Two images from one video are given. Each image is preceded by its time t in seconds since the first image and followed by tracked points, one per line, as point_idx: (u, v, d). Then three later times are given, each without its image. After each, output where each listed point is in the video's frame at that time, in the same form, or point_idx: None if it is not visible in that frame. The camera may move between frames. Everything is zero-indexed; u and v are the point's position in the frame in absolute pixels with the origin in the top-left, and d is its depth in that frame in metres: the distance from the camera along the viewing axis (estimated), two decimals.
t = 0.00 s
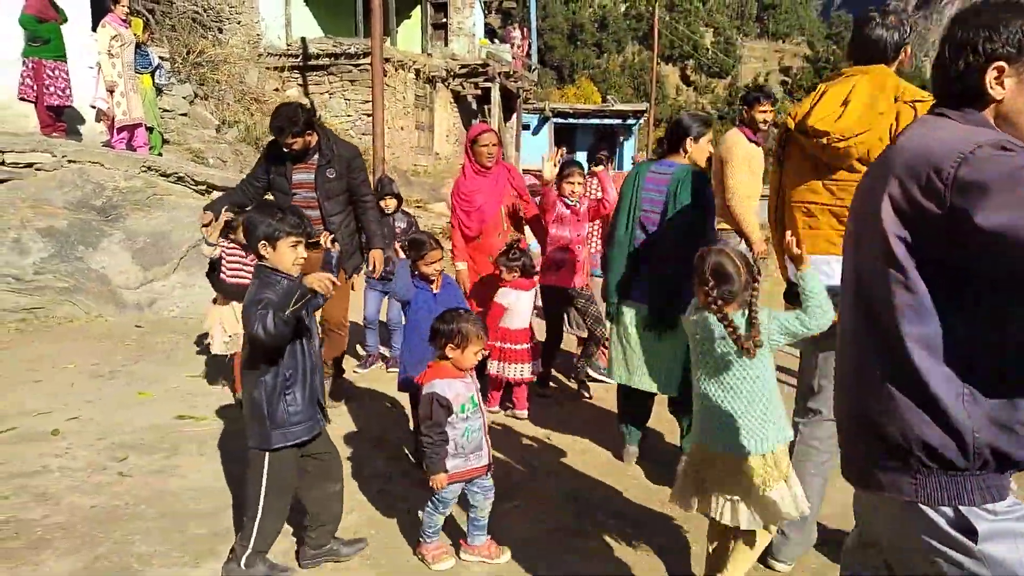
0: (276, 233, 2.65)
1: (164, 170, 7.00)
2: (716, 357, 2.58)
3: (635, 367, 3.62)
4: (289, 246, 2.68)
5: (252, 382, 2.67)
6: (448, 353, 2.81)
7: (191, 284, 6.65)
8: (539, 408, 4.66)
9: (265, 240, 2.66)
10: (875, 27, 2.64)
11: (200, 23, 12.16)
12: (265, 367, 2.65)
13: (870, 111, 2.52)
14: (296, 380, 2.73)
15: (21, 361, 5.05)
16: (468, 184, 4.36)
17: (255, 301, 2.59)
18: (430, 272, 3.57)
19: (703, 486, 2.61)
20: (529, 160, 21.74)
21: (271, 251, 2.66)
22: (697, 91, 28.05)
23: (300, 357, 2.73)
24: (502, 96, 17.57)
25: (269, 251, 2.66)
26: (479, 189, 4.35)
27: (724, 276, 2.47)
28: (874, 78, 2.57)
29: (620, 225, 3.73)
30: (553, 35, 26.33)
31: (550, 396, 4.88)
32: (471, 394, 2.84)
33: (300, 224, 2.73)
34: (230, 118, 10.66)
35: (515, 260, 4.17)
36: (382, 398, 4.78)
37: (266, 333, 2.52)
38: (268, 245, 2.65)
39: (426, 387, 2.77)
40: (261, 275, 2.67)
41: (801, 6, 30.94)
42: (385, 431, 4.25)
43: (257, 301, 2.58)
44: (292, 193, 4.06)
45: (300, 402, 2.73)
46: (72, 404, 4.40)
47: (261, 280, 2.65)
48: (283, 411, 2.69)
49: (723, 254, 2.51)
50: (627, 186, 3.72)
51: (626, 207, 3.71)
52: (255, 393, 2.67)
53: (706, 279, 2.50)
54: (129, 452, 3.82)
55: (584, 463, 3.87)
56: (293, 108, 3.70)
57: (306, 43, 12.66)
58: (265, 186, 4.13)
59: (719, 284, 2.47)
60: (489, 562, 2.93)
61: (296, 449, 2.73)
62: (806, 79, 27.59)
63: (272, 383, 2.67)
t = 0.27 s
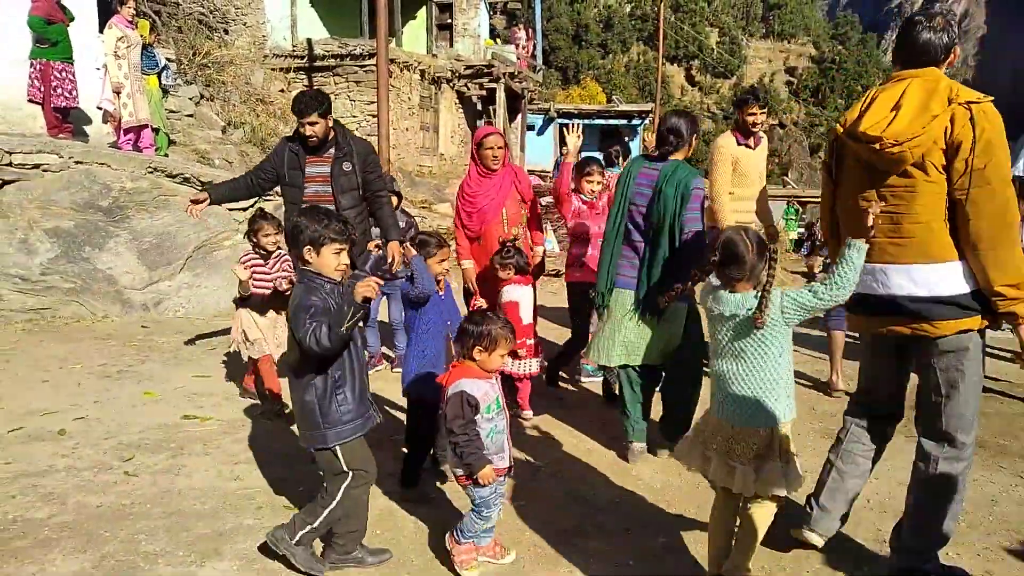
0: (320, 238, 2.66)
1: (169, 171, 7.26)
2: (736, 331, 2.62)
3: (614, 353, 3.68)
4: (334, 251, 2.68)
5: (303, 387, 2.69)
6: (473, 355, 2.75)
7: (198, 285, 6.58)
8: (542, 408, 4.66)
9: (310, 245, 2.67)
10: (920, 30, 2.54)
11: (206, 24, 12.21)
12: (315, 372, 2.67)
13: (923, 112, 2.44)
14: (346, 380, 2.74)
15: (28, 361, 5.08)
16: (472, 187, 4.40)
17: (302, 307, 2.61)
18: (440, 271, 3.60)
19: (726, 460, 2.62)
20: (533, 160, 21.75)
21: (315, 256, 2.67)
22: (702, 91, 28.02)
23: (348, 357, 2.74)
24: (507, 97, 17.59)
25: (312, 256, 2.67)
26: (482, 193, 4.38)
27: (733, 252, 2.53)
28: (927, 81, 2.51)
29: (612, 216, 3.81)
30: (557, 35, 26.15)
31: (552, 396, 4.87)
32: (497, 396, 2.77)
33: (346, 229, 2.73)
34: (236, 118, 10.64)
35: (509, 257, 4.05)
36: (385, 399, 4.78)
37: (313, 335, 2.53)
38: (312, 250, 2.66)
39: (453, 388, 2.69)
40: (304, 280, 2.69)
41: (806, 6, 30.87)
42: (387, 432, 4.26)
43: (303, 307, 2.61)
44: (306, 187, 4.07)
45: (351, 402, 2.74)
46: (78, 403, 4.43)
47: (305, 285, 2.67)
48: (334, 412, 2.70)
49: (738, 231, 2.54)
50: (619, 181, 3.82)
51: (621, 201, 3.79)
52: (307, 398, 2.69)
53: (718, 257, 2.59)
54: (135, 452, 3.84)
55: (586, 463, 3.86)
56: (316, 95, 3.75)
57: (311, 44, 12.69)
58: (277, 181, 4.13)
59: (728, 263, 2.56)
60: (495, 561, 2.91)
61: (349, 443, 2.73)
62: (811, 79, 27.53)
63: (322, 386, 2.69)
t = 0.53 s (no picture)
0: (348, 238, 2.65)
1: (168, 172, 7.36)
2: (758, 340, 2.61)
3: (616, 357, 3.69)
4: (361, 250, 2.68)
5: (326, 384, 2.66)
6: (490, 370, 2.60)
7: (198, 284, 6.58)
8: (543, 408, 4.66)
9: (339, 245, 2.65)
10: (956, 31, 2.44)
11: (204, 25, 12.21)
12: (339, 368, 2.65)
13: (962, 117, 2.33)
14: (369, 380, 2.70)
15: (28, 362, 5.08)
16: (459, 182, 4.41)
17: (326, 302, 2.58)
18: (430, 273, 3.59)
19: (739, 469, 2.62)
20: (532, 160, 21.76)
21: (343, 255, 2.66)
22: (701, 90, 28.03)
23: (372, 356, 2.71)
24: (506, 96, 17.59)
25: (339, 255, 2.66)
26: (467, 189, 4.38)
27: (756, 258, 2.53)
28: (966, 85, 2.39)
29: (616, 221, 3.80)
30: (556, 34, 26.19)
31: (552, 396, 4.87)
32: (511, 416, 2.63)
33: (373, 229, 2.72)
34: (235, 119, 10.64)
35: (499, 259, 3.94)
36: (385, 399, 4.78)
37: (342, 334, 2.50)
38: (341, 250, 2.65)
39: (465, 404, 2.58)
40: (332, 278, 2.67)
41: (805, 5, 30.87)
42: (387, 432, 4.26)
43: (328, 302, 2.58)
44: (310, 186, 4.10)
45: (373, 402, 2.70)
46: (78, 404, 4.43)
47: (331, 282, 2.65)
48: (356, 411, 2.66)
49: (763, 238, 2.55)
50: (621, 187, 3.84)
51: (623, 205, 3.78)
52: (328, 397, 2.66)
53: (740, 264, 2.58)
54: (135, 453, 3.84)
55: (585, 463, 3.86)
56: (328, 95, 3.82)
57: (310, 44, 12.68)
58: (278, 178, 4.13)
59: (751, 269, 2.56)
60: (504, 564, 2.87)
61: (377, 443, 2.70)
62: (810, 79, 27.54)
63: (344, 384, 2.66)
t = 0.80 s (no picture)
0: (380, 237, 2.65)
1: (169, 172, 7.31)
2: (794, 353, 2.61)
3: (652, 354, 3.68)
4: (394, 250, 2.67)
5: (356, 387, 2.67)
6: (501, 353, 2.60)
7: (199, 284, 6.61)
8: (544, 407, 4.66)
9: (372, 245, 2.65)
10: (980, 24, 2.43)
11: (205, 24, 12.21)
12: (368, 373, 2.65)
13: (998, 112, 2.33)
14: (399, 383, 2.70)
15: (30, 362, 5.08)
16: (433, 182, 4.42)
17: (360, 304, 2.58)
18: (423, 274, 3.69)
19: (775, 481, 2.64)
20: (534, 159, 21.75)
21: (376, 256, 2.65)
22: (702, 89, 28.01)
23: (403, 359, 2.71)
24: (507, 95, 17.58)
25: (372, 254, 2.65)
26: (441, 188, 4.38)
27: (799, 276, 2.53)
28: (993, 80, 2.41)
29: (637, 217, 3.76)
30: (557, 33, 26.26)
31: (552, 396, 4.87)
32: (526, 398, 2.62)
33: (405, 229, 2.71)
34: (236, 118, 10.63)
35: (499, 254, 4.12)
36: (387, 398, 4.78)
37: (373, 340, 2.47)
38: (375, 250, 2.65)
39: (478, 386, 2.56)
40: (364, 278, 2.66)
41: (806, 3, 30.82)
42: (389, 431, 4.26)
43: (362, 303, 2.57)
44: (306, 182, 4.10)
45: (403, 405, 2.69)
46: (80, 404, 4.43)
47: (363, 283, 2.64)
48: (386, 414, 2.66)
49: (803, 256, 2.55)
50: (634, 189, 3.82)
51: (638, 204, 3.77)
52: (358, 398, 2.66)
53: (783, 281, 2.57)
54: (137, 453, 3.84)
55: (586, 463, 3.86)
56: (330, 91, 3.84)
57: (311, 43, 12.68)
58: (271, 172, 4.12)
59: (793, 286, 2.55)
60: None
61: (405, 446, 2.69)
62: (811, 77, 27.53)
63: (375, 387, 2.66)
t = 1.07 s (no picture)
0: (414, 234, 2.65)
1: (177, 171, 7.19)
2: (834, 344, 2.53)
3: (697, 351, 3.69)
4: (427, 246, 2.68)
5: (389, 385, 2.67)
6: (519, 375, 2.55)
7: (205, 283, 6.68)
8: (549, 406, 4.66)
9: (404, 241, 2.66)
10: (984, 37, 2.57)
11: (211, 23, 12.23)
12: (402, 370, 2.64)
13: (1012, 121, 2.50)
14: (433, 380, 2.69)
15: (37, 360, 5.10)
16: (426, 182, 4.42)
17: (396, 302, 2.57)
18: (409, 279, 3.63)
19: (816, 459, 2.59)
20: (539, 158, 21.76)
21: (409, 252, 2.66)
22: (708, 89, 27.96)
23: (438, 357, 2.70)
24: (513, 95, 17.58)
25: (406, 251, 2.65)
26: (435, 189, 4.39)
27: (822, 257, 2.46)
28: (998, 89, 2.56)
29: (684, 222, 3.66)
30: (563, 33, 26.26)
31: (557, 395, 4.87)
32: (545, 418, 2.59)
33: (438, 224, 2.71)
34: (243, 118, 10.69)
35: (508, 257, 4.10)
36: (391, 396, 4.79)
37: (407, 336, 2.48)
38: (408, 246, 2.66)
39: (493, 412, 2.52)
40: (399, 276, 2.66)
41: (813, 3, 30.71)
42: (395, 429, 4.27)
43: (400, 302, 2.57)
44: (306, 183, 4.10)
45: (437, 401, 2.69)
46: (87, 403, 4.44)
47: (398, 280, 2.64)
48: (420, 411, 2.65)
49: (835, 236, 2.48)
50: (673, 193, 3.69)
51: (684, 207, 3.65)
52: (392, 396, 2.67)
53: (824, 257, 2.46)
54: (143, 451, 3.85)
55: (592, 462, 3.86)
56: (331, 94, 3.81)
57: (317, 43, 12.70)
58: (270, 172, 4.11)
59: (821, 272, 2.49)
60: None
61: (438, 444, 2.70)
62: (818, 77, 27.46)
63: (409, 385, 2.66)
